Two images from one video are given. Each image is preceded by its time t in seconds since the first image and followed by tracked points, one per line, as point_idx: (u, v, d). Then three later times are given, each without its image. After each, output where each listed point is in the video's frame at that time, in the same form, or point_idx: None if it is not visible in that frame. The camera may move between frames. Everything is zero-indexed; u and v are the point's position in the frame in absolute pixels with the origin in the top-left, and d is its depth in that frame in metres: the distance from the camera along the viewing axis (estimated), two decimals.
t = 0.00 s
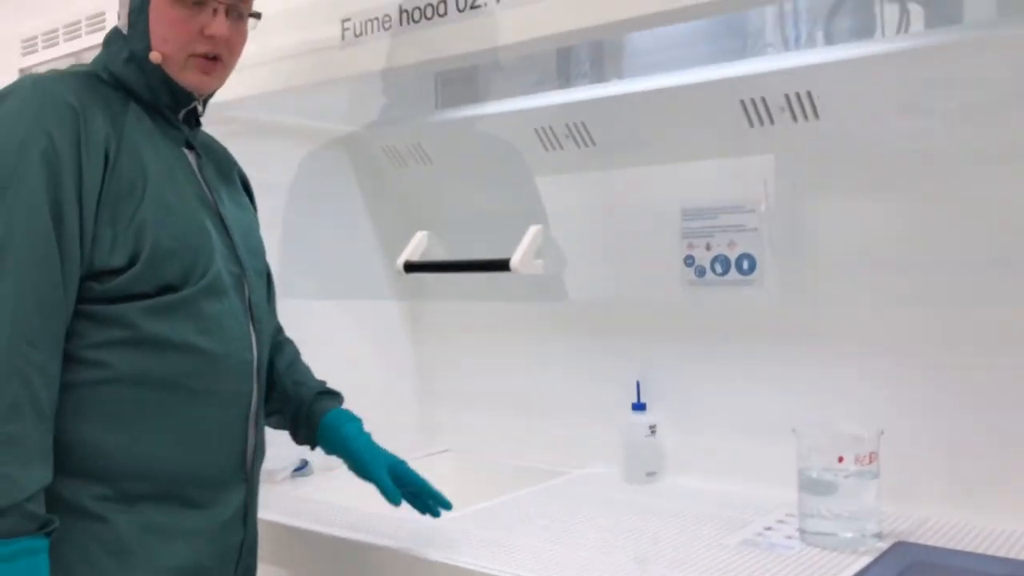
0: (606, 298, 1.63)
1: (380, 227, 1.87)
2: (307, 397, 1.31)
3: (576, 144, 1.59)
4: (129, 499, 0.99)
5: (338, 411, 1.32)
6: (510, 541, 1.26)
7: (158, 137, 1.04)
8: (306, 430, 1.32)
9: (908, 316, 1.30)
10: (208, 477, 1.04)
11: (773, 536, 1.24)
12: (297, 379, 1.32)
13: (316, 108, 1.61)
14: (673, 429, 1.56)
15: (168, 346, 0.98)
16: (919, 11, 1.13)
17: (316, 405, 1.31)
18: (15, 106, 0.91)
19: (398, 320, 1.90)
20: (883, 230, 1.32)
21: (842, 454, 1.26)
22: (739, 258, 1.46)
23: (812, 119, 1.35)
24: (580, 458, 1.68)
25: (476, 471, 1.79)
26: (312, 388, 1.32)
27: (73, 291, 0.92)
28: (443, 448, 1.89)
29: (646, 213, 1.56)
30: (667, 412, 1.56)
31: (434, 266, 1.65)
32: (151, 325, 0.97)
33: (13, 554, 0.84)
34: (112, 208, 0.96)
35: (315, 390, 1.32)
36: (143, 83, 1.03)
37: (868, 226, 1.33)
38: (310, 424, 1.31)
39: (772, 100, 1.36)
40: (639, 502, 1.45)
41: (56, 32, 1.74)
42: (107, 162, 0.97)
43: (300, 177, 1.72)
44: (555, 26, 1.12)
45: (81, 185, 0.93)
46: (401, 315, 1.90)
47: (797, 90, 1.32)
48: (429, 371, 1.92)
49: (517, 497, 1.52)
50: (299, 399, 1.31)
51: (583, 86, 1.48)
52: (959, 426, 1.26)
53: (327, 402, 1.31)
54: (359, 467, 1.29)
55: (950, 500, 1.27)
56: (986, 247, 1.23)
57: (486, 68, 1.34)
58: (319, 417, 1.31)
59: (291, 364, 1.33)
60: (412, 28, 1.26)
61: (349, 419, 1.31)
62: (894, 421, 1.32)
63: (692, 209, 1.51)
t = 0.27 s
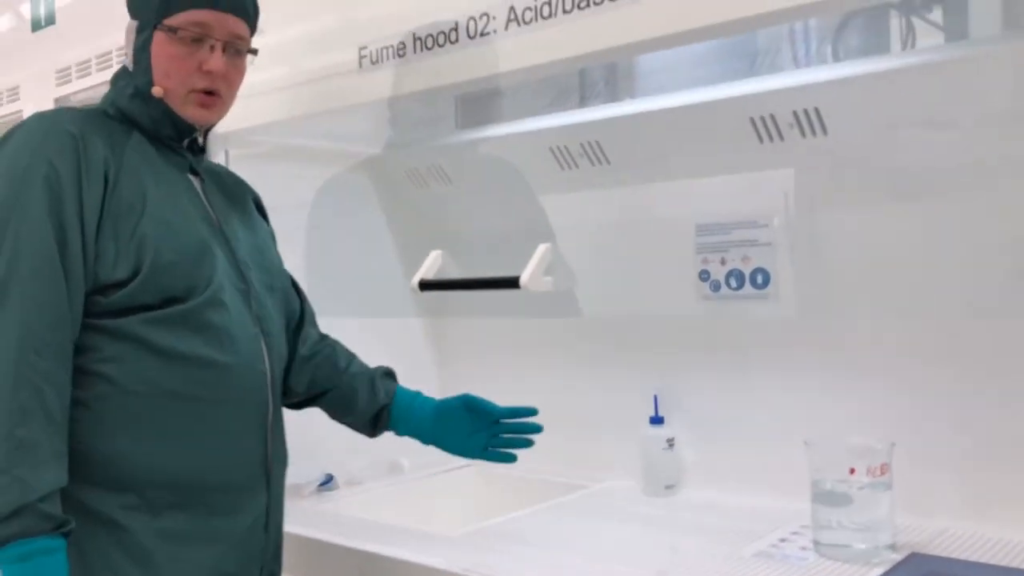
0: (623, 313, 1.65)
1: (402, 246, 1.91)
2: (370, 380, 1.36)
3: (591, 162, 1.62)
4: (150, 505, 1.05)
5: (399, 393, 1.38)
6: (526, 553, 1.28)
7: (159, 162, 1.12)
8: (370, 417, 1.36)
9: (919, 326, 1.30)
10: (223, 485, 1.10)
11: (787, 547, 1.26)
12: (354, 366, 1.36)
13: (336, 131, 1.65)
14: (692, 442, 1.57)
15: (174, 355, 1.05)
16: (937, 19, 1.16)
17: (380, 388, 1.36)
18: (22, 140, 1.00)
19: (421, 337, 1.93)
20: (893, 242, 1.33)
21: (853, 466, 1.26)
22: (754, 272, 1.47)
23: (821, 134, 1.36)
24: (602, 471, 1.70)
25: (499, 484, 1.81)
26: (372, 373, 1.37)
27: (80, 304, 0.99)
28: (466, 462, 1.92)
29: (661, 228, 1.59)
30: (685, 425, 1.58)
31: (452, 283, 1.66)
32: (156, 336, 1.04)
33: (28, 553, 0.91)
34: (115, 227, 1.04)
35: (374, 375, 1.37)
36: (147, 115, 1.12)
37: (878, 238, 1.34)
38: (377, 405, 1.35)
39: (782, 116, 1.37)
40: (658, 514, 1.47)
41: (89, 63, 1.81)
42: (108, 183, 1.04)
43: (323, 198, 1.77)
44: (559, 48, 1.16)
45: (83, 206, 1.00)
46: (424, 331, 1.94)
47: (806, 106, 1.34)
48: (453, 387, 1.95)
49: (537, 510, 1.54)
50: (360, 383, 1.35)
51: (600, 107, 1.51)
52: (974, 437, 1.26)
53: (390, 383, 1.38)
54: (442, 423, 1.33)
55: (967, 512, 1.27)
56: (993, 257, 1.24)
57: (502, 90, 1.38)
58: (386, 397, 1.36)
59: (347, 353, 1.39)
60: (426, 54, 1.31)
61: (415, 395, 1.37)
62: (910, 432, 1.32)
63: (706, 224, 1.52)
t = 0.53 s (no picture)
0: (642, 322, 1.67)
1: (424, 258, 1.94)
2: (402, 390, 1.38)
3: (608, 174, 1.64)
4: (176, 514, 1.09)
5: (430, 403, 1.41)
6: (548, 560, 1.30)
7: (182, 181, 1.16)
8: (402, 425, 1.38)
9: (937, 332, 1.31)
10: (248, 492, 1.13)
11: (807, 553, 1.26)
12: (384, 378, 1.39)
13: (357, 148, 1.69)
14: (712, 449, 1.58)
15: (199, 368, 1.09)
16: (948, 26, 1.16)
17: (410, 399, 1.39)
18: (51, 163, 1.04)
19: (444, 348, 1.96)
20: (908, 248, 1.33)
21: (870, 471, 1.28)
22: (772, 279, 1.48)
23: (835, 143, 1.37)
24: (624, 480, 1.71)
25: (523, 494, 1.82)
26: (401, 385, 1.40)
27: (108, 320, 1.03)
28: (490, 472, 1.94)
29: (678, 237, 1.60)
30: (705, 432, 1.59)
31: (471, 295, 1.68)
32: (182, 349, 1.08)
33: (57, 560, 0.95)
34: (140, 245, 1.08)
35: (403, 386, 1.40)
36: (169, 135, 1.17)
37: (894, 244, 1.35)
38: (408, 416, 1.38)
39: (794, 125, 1.39)
40: (679, 522, 1.48)
41: (119, 85, 1.87)
42: (134, 203, 1.08)
43: (346, 213, 1.81)
44: (570, 63, 1.19)
45: (110, 225, 1.05)
46: (447, 343, 1.97)
47: (817, 115, 1.35)
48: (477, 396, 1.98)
49: (559, 518, 1.56)
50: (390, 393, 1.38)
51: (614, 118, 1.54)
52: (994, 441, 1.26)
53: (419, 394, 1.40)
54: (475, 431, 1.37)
55: (988, 517, 1.27)
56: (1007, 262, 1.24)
57: (518, 104, 1.41)
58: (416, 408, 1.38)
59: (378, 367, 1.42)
60: (441, 72, 1.34)
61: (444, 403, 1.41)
62: (928, 437, 1.32)
63: (723, 233, 1.54)
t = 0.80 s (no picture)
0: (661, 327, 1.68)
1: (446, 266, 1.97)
2: (364, 430, 1.43)
3: (627, 180, 1.66)
4: (206, 519, 1.12)
5: (390, 445, 1.45)
6: (569, 562, 1.32)
7: (213, 193, 1.19)
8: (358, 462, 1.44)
9: (955, 334, 1.31)
10: (275, 497, 1.16)
11: (826, 555, 1.27)
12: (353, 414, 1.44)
13: (379, 157, 1.72)
14: (732, 453, 1.59)
15: (230, 377, 1.12)
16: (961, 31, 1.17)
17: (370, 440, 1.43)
18: (89, 178, 1.07)
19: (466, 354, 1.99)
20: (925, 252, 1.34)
21: (888, 474, 1.28)
22: (790, 283, 1.49)
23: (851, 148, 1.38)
24: (644, 483, 1.72)
25: (545, 498, 1.84)
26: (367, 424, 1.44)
27: (144, 332, 1.07)
28: (513, 476, 1.96)
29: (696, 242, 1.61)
30: (724, 436, 1.60)
31: (489, 300, 1.71)
32: (214, 360, 1.12)
33: (97, 566, 0.97)
34: (175, 259, 1.12)
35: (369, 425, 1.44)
36: (199, 147, 1.21)
37: (910, 247, 1.35)
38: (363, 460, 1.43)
39: (810, 130, 1.41)
40: (699, 524, 1.49)
41: (147, 99, 1.91)
42: (169, 218, 1.12)
43: (369, 221, 1.84)
44: (585, 72, 1.21)
45: (145, 240, 1.08)
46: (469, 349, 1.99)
47: (834, 120, 1.37)
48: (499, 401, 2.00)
49: (580, 522, 1.57)
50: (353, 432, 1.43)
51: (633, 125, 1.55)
52: (1013, 444, 1.26)
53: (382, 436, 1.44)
54: (422, 496, 1.39)
55: (1009, 519, 1.27)
56: None
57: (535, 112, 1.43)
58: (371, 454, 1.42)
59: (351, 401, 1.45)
60: (459, 82, 1.37)
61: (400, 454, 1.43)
62: (947, 439, 1.33)
63: (740, 237, 1.55)
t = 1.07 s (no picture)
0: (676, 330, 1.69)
1: (462, 270, 1.99)
2: (364, 460, 1.49)
3: (641, 184, 1.67)
4: (229, 521, 1.14)
5: (385, 476, 1.50)
6: (585, 563, 1.33)
7: (236, 202, 1.21)
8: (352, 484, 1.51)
9: (970, 337, 1.31)
10: (297, 500, 1.19)
11: (840, 557, 1.27)
12: (357, 437, 1.49)
13: (397, 163, 1.74)
14: (747, 456, 1.59)
15: (254, 384, 1.14)
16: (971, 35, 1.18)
17: (367, 469, 1.50)
18: (116, 190, 1.10)
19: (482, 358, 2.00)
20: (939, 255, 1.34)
21: (903, 475, 1.29)
22: (804, 286, 1.50)
23: (864, 150, 1.38)
24: (660, 486, 1.73)
25: (562, 501, 1.85)
26: (368, 452, 1.50)
27: (170, 340, 1.09)
28: (530, 478, 1.98)
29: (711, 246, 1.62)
30: (740, 439, 1.61)
31: (505, 303, 1.72)
32: (239, 367, 1.14)
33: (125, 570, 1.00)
34: (200, 268, 1.14)
35: (368, 454, 1.50)
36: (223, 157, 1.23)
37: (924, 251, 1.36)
38: (358, 483, 1.50)
39: (822, 134, 1.41)
40: (714, 527, 1.50)
41: (168, 106, 1.94)
42: (194, 228, 1.14)
43: (387, 226, 1.85)
44: (599, 78, 1.23)
45: (172, 251, 1.10)
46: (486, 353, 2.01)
47: (846, 123, 1.37)
48: (516, 404, 2.02)
49: (596, 524, 1.58)
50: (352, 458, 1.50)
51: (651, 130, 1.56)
52: None
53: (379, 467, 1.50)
54: (391, 535, 1.40)
55: None
56: None
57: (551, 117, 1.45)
58: (364, 480, 1.50)
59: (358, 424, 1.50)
60: (476, 88, 1.39)
61: (388, 491, 1.46)
62: (962, 442, 1.33)
63: (755, 241, 1.56)
